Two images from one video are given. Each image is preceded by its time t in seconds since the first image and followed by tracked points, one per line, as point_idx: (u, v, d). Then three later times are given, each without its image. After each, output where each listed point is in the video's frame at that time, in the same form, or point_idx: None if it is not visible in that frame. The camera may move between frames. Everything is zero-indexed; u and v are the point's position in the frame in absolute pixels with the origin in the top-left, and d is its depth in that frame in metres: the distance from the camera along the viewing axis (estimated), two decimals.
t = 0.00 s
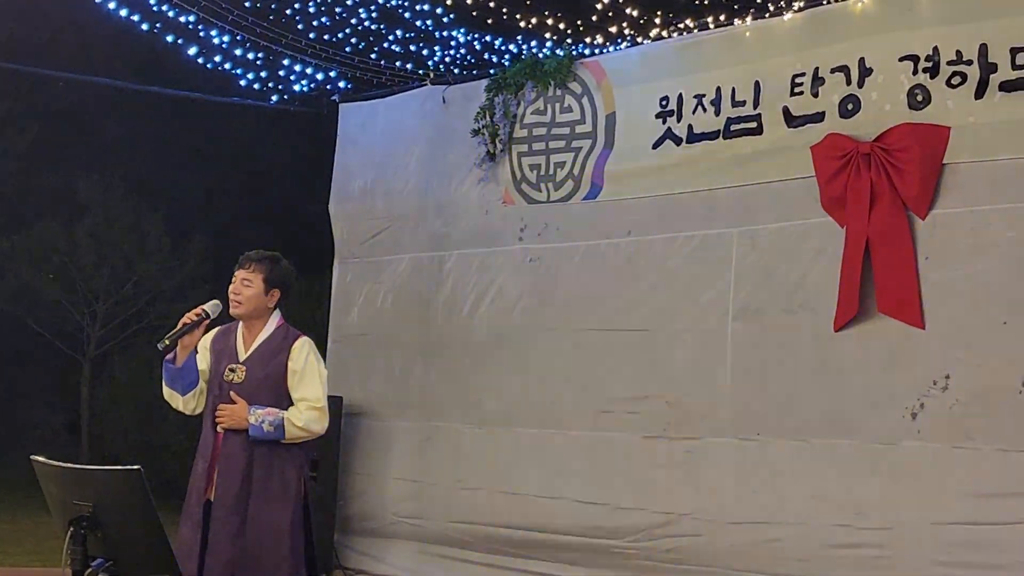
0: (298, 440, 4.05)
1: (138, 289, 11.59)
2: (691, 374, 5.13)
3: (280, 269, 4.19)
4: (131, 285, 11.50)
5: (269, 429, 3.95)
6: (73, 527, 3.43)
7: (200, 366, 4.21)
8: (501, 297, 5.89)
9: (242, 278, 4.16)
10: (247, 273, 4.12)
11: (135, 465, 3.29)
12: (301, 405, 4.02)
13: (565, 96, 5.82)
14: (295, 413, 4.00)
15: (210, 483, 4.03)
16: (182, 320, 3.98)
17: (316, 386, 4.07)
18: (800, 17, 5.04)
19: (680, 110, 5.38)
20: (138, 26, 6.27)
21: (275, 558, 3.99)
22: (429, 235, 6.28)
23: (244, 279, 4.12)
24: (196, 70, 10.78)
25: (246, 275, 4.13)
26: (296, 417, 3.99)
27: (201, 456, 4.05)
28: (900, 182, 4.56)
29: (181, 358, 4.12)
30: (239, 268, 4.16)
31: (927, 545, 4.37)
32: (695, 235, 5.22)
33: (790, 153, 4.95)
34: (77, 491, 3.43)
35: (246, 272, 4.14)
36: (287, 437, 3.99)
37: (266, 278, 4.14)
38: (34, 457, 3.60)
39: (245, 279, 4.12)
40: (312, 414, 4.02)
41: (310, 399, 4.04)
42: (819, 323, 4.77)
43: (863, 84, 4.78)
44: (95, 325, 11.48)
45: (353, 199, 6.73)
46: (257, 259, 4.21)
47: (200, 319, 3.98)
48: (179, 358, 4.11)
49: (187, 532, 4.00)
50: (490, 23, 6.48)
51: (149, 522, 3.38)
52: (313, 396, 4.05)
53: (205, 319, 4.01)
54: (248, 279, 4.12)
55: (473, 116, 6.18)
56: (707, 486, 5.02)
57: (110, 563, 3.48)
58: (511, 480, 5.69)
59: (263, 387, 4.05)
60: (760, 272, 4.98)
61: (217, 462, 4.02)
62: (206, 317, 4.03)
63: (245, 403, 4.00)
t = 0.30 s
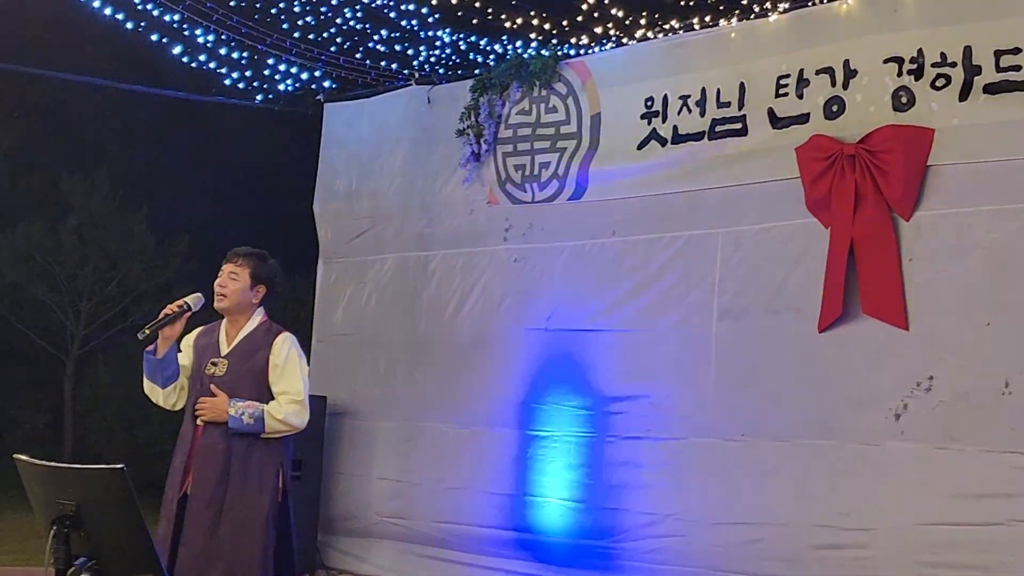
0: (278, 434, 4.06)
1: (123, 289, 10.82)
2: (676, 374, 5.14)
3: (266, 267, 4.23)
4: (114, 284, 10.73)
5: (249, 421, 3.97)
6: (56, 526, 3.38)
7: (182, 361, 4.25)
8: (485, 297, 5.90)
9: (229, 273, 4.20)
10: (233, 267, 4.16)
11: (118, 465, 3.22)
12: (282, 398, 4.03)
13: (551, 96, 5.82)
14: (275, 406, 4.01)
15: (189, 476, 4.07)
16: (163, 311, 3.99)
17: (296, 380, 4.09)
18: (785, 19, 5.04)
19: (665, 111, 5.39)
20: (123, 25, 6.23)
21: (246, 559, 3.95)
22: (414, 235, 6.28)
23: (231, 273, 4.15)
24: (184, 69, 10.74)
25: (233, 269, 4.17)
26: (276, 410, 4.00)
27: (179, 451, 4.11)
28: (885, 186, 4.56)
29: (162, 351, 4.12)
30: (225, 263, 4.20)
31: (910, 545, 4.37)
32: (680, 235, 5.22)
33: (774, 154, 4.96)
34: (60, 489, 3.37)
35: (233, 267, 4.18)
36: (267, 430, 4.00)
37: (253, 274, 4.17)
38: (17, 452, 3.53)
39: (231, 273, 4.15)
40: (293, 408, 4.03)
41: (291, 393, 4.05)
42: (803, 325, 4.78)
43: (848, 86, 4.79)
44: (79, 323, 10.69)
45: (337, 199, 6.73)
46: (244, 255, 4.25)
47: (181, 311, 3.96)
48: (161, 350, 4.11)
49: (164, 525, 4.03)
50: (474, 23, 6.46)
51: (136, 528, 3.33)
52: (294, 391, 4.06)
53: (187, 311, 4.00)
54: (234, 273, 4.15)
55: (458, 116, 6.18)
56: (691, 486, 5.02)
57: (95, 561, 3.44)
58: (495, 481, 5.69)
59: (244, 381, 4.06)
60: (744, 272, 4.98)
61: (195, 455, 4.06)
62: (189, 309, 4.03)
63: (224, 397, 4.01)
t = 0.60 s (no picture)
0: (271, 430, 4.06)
1: (111, 285, 10.71)
2: (664, 372, 5.14)
3: (251, 264, 4.26)
4: (102, 279, 10.62)
5: (246, 419, 3.97)
6: (45, 524, 3.37)
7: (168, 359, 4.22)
8: (474, 294, 5.90)
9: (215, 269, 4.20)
10: (221, 263, 4.16)
11: (107, 464, 3.22)
12: (275, 393, 4.05)
13: (540, 94, 5.83)
14: (268, 401, 4.03)
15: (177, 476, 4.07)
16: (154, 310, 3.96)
17: (286, 373, 4.13)
18: (774, 17, 5.04)
19: (654, 110, 5.39)
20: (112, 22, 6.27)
21: (237, 555, 4.03)
22: (403, 233, 6.28)
23: (219, 269, 4.16)
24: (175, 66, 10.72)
25: (220, 265, 4.17)
26: (270, 404, 4.01)
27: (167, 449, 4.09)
28: (874, 183, 4.56)
29: (151, 349, 4.09)
30: (212, 258, 4.19)
31: (896, 544, 4.38)
32: (669, 234, 5.23)
33: (762, 152, 4.96)
34: (48, 488, 3.35)
35: (220, 263, 4.18)
36: (263, 426, 4.00)
37: (241, 270, 4.20)
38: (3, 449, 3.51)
39: (219, 269, 4.16)
40: (285, 401, 4.05)
41: (282, 386, 4.08)
42: (790, 324, 4.78)
43: (837, 85, 4.78)
44: (68, 320, 10.55)
45: (327, 196, 6.72)
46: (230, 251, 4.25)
47: (172, 309, 3.95)
48: (150, 347, 4.08)
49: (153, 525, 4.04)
50: (464, 20, 6.56)
51: (122, 524, 3.34)
52: (286, 384, 4.08)
53: (177, 310, 3.98)
54: (223, 269, 4.16)
55: (447, 114, 6.18)
56: (679, 484, 5.03)
57: (82, 558, 3.43)
58: (484, 479, 5.69)
59: (234, 378, 4.07)
60: (732, 271, 4.99)
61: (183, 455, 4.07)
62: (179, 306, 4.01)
63: (214, 402, 3.99)
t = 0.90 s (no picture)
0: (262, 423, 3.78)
1: (104, 281, 10.70)
2: (659, 367, 5.15)
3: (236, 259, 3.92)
4: (96, 275, 10.61)
5: (247, 401, 3.66)
6: (41, 518, 3.32)
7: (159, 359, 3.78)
8: (469, 289, 5.90)
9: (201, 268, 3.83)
10: (209, 261, 3.80)
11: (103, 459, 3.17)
12: (271, 387, 3.76)
13: (536, 89, 5.82)
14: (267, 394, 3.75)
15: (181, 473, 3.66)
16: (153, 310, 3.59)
17: (280, 370, 3.84)
18: (770, 13, 5.04)
19: (650, 105, 5.39)
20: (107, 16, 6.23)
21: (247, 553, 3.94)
22: (399, 228, 6.27)
23: (208, 269, 3.79)
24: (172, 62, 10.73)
25: (208, 265, 3.80)
26: (270, 397, 3.74)
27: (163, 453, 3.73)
28: (869, 180, 4.56)
29: (147, 350, 3.66)
30: (196, 256, 3.82)
31: (891, 539, 4.39)
32: (664, 229, 5.23)
33: (757, 147, 4.96)
34: (45, 481, 3.31)
35: (206, 262, 3.81)
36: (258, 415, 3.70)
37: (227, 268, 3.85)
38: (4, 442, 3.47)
39: (208, 268, 3.79)
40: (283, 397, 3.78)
41: (278, 382, 3.80)
42: (785, 320, 4.78)
43: (833, 80, 4.78)
44: (62, 316, 10.52)
45: (322, 191, 6.73)
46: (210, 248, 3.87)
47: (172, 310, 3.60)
48: (146, 349, 3.65)
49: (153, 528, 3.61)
50: (460, 15, 6.61)
51: (118, 522, 3.27)
52: (282, 380, 3.81)
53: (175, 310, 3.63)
54: (211, 269, 3.79)
55: (443, 109, 6.18)
56: (675, 479, 5.03)
57: (79, 553, 3.39)
58: (479, 474, 5.70)
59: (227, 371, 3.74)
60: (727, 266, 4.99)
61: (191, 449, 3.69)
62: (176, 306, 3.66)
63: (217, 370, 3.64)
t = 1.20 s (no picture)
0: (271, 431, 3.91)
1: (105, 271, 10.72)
2: (660, 358, 5.15)
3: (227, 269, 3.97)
4: (97, 265, 10.62)
5: (250, 424, 3.78)
6: (43, 507, 3.30)
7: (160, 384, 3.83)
8: (470, 281, 5.90)
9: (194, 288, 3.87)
10: (202, 284, 3.85)
11: (106, 446, 3.21)
12: (272, 396, 3.88)
13: (538, 80, 5.81)
14: (267, 404, 3.86)
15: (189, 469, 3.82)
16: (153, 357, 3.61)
17: (280, 376, 3.95)
18: (772, 4, 5.03)
19: (652, 96, 5.39)
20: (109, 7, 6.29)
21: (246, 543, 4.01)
22: (401, 219, 6.27)
23: (201, 291, 3.84)
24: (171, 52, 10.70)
25: (201, 286, 3.85)
26: (273, 409, 3.85)
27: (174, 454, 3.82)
28: (870, 171, 4.56)
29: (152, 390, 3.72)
30: (188, 279, 3.86)
31: (891, 530, 4.39)
32: (666, 220, 5.23)
33: (759, 139, 4.96)
34: (47, 471, 3.31)
35: (199, 283, 3.86)
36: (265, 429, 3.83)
37: (219, 282, 3.90)
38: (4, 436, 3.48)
39: (201, 290, 3.84)
40: (284, 403, 3.89)
41: (278, 390, 3.91)
42: (786, 311, 4.79)
43: (835, 72, 4.78)
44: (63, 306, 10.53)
45: (324, 182, 6.72)
46: (200, 264, 3.91)
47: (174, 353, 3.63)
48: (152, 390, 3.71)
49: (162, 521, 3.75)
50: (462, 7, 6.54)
51: (121, 508, 3.26)
52: (281, 387, 3.91)
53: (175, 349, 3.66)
54: (204, 291, 3.85)
55: (445, 100, 6.17)
56: (676, 471, 5.03)
57: (81, 543, 3.35)
58: (480, 465, 5.70)
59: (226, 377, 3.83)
60: (728, 258, 4.99)
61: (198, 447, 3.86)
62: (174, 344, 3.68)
63: (218, 400, 3.77)
